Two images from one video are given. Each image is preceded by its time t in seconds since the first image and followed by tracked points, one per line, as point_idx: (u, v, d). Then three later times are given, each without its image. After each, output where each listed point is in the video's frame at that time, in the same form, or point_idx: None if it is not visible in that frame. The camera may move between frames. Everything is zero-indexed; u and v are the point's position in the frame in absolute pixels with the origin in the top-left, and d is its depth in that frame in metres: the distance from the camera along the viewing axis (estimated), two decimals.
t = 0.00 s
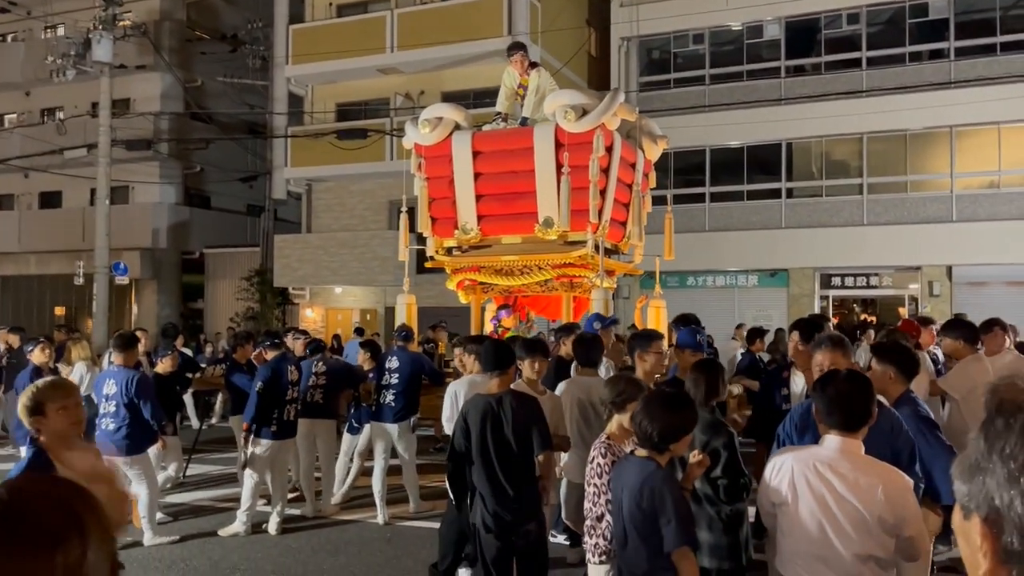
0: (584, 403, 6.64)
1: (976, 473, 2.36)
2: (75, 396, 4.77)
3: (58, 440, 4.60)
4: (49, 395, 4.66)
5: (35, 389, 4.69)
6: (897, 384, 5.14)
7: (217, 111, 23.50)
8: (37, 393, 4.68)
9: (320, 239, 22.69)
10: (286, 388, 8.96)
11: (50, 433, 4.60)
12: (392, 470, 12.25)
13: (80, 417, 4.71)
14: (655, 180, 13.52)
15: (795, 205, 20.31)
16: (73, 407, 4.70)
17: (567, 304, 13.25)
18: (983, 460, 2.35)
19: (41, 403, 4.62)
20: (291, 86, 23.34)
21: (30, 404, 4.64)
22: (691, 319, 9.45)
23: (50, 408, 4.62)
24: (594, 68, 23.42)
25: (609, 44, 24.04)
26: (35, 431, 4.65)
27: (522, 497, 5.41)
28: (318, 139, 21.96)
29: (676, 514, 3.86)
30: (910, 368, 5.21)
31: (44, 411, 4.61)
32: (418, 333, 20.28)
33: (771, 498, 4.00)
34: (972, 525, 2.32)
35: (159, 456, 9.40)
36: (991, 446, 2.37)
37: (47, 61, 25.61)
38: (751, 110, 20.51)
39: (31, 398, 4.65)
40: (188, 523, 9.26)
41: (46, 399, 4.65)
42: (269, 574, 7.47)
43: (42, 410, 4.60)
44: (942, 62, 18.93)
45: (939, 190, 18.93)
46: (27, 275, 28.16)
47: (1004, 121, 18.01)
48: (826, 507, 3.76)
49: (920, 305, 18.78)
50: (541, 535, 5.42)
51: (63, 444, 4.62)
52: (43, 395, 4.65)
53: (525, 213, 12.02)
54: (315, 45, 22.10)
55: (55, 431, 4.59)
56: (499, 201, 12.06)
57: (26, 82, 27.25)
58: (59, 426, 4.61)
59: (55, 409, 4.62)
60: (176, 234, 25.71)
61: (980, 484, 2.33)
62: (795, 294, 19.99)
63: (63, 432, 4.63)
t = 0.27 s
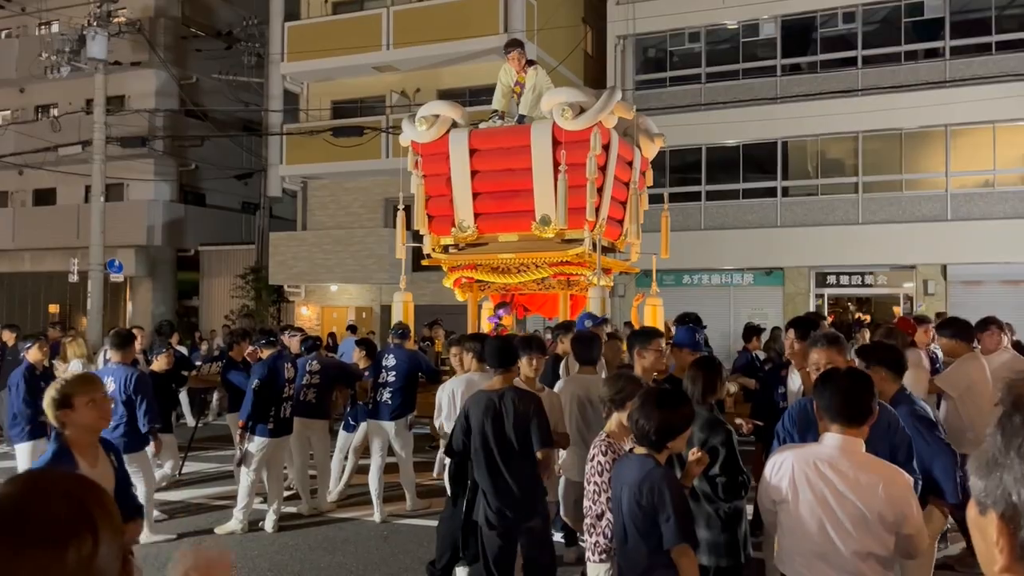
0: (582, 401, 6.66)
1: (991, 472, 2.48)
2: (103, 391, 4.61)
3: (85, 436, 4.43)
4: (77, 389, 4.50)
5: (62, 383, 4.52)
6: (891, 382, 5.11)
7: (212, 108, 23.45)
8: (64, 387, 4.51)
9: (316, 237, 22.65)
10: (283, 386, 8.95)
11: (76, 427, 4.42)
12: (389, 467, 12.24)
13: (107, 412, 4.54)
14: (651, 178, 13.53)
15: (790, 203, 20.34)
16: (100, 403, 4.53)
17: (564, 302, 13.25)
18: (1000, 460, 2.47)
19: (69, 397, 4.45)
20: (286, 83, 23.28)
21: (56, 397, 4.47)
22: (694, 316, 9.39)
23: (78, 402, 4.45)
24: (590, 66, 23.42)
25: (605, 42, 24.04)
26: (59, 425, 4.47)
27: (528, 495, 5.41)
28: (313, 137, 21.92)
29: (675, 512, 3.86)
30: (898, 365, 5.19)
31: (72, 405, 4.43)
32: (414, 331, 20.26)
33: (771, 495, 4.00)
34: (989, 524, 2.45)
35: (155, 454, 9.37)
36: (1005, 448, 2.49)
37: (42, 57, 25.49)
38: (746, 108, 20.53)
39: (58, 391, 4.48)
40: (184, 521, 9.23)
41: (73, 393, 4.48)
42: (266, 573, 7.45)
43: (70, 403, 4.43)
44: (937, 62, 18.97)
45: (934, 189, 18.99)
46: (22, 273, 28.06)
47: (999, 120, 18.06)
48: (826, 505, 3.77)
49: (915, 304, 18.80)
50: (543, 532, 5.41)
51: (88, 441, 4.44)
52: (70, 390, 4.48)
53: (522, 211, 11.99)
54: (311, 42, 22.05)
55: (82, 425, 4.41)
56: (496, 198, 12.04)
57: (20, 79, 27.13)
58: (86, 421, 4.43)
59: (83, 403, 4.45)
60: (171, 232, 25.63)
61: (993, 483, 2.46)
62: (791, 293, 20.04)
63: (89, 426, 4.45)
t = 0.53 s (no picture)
0: (582, 401, 6.65)
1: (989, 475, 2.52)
2: (141, 394, 4.64)
3: (123, 438, 4.44)
4: (117, 391, 4.54)
5: (103, 384, 4.55)
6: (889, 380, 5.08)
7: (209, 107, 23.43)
8: (104, 387, 4.55)
9: (312, 236, 22.64)
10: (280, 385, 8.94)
11: (114, 428, 4.43)
12: (386, 467, 12.24)
13: (145, 416, 4.56)
14: (649, 178, 13.54)
15: (787, 203, 20.38)
16: (139, 405, 4.56)
17: (561, 301, 13.27)
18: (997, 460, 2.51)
19: (109, 397, 4.49)
20: (283, 82, 23.26)
21: (97, 397, 4.51)
22: (702, 315, 9.60)
23: (118, 403, 4.48)
24: (587, 66, 23.43)
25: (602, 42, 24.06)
26: (98, 425, 4.49)
27: (537, 494, 5.44)
28: (310, 135, 21.90)
29: (674, 510, 3.87)
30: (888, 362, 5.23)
31: (112, 405, 4.47)
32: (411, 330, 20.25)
33: (770, 494, 4.03)
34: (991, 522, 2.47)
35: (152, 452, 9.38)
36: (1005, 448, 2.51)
37: (38, 56, 25.44)
38: (743, 108, 20.56)
39: (98, 391, 4.52)
40: (182, 520, 9.22)
41: (114, 394, 4.51)
42: (264, 572, 7.44)
43: (110, 404, 4.46)
44: (934, 61, 19.01)
45: (931, 188, 19.04)
46: (18, 272, 28.00)
47: (995, 120, 18.10)
48: (826, 504, 3.78)
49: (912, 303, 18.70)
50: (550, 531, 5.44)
51: (124, 444, 4.44)
52: (112, 391, 4.52)
53: (520, 211, 12.00)
54: (308, 41, 22.02)
55: (120, 426, 4.43)
56: (493, 197, 12.04)
57: (16, 77, 27.07)
58: (124, 422, 4.45)
59: (122, 404, 4.48)
60: (168, 231, 25.59)
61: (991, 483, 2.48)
62: (787, 292, 20.07)
63: (127, 428, 4.46)
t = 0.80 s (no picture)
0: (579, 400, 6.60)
1: (997, 460, 1.81)
2: (183, 392, 4.52)
3: (164, 436, 4.31)
4: (158, 388, 4.43)
5: (145, 382, 4.45)
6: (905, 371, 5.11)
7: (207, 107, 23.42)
8: (146, 384, 4.45)
9: (310, 236, 22.62)
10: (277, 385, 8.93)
11: (155, 425, 4.30)
12: (384, 467, 12.23)
13: (186, 413, 4.42)
14: (647, 178, 13.53)
15: (785, 203, 20.39)
16: (180, 402, 4.43)
17: (559, 301, 13.26)
18: (997, 431, 1.85)
19: (151, 394, 4.38)
20: (281, 83, 23.24)
21: (138, 394, 4.41)
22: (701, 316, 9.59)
23: (159, 400, 4.37)
24: (585, 66, 23.43)
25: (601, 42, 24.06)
26: (140, 424, 4.38)
27: (555, 495, 5.44)
28: (308, 136, 21.88)
29: (672, 510, 3.86)
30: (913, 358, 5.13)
31: (153, 402, 4.35)
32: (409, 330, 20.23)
33: (768, 495, 4.02)
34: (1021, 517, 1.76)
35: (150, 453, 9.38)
36: (995, 424, 1.87)
37: (36, 56, 25.41)
38: (740, 108, 20.57)
39: (140, 389, 4.43)
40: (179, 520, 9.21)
41: (154, 390, 4.41)
42: (261, 572, 7.42)
43: (151, 402, 4.35)
44: (931, 62, 19.02)
45: (928, 188, 19.05)
46: (16, 272, 27.96)
47: (993, 120, 18.11)
48: (822, 504, 3.78)
49: (910, 303, 18.82)
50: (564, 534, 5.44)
51: (166, 442, 4.29)
52: (152, 388, 4.41)
53: (517, 211, 12.00)
54: (306, 41, 22.00)
55: (160, 423, 4.31)
56: (491, 197, 12.03)
57: (14, 78, 27.04)
58: (165, 418, 4.32)
59: (162, 401, 4.37)
60: (165, 231, 25.57)
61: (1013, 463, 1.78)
62: (785, 292, 20.07)
63: (168, 424, 4.32)
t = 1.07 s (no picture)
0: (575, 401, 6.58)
1: (926, 461, 1.73)
2: (213, 389, 4.47)
3: (195, 435, 4.28)
4: (188, 385, 4.38)
5: (175, 379, 4.41)
6: (897, 373, 5.26)
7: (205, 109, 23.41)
8: (176, 381, 4.41)
9: (309, 237, 22.62)
10: (274, 387, 8.91)
11: (185, 424, 4.27)
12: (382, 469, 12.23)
13: (216, 410, 4.36)
14: (645, 179, 13.53)
15: (783, 204, 20.39)
16: (210, 400, 4.38)
17: (557, 302, 13.26)
18: (929, 423, 1.78)
19: (181, 392, 4.34)
20: (279, 84, 23.25)
21: (168, 392, 4.38)
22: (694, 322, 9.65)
23: (188, 398, 4.32)
24: (583, 67, 23.43)
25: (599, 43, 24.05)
26: (171, 421, 4.36)
27: (565, 498, 5.42)
28: (306, 137, 21.87)
29: (671, 512, 3.84)
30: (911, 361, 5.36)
31: (182, 400, 4.31)
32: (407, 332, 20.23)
33: (764, 495, 4.02)
34: (966, 510, 1.66)
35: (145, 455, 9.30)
36: (924, 422, 1.80)
37: (34, 57, 25.37)
38: (738, 109, 20.58)
39: (171, 386, 4.39)
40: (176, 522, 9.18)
41: (184, 388, 4.36)
42: (258, 574, 7.41)
43: (181, 399, 4.31)
44: (930, 63, 19.02)
45: (927, 189, 19.06)
46: (14, 274, 27.94)
47: (991, 121, 18.12)
48: (820, 505, 3.77)
49: (908, 304, 18.85)
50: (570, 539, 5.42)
51: (196, 439, 4.28)
52: (182, 385, 4.36)
53: (516, 212, 12.00)
54: (304, 43, 21.99)
55: (190, 421, 4.27)
56: (489, 199, 12.04)
57: (12, 79, 27.02)
58: (195, 416, 4.28)
59: (192, 399, 4.32)
60: (164, 232, 25.56)
61: (951, 453, 1.70)
62: (784, 293, 20.08)
63: (198, 422, 4.28)
